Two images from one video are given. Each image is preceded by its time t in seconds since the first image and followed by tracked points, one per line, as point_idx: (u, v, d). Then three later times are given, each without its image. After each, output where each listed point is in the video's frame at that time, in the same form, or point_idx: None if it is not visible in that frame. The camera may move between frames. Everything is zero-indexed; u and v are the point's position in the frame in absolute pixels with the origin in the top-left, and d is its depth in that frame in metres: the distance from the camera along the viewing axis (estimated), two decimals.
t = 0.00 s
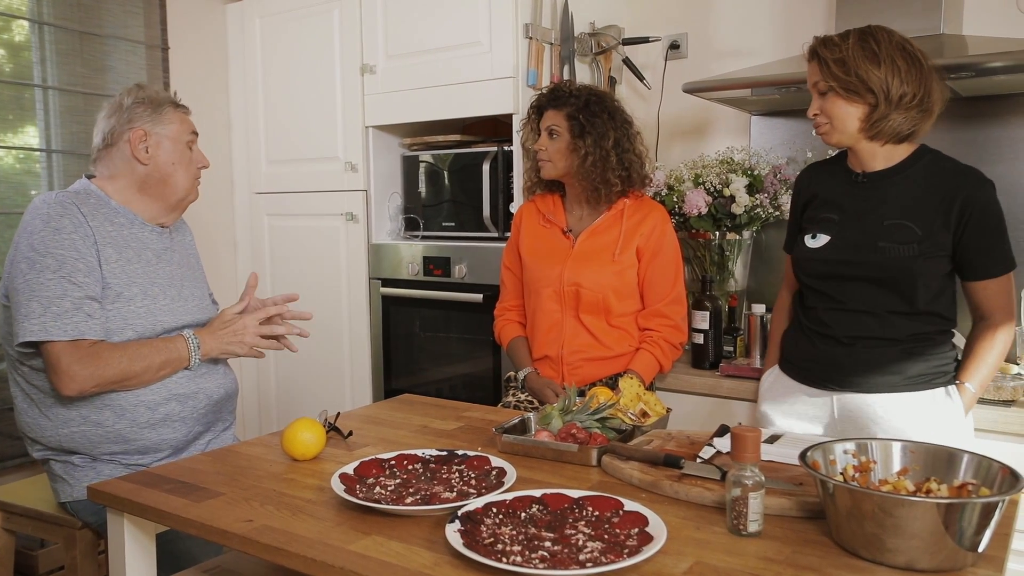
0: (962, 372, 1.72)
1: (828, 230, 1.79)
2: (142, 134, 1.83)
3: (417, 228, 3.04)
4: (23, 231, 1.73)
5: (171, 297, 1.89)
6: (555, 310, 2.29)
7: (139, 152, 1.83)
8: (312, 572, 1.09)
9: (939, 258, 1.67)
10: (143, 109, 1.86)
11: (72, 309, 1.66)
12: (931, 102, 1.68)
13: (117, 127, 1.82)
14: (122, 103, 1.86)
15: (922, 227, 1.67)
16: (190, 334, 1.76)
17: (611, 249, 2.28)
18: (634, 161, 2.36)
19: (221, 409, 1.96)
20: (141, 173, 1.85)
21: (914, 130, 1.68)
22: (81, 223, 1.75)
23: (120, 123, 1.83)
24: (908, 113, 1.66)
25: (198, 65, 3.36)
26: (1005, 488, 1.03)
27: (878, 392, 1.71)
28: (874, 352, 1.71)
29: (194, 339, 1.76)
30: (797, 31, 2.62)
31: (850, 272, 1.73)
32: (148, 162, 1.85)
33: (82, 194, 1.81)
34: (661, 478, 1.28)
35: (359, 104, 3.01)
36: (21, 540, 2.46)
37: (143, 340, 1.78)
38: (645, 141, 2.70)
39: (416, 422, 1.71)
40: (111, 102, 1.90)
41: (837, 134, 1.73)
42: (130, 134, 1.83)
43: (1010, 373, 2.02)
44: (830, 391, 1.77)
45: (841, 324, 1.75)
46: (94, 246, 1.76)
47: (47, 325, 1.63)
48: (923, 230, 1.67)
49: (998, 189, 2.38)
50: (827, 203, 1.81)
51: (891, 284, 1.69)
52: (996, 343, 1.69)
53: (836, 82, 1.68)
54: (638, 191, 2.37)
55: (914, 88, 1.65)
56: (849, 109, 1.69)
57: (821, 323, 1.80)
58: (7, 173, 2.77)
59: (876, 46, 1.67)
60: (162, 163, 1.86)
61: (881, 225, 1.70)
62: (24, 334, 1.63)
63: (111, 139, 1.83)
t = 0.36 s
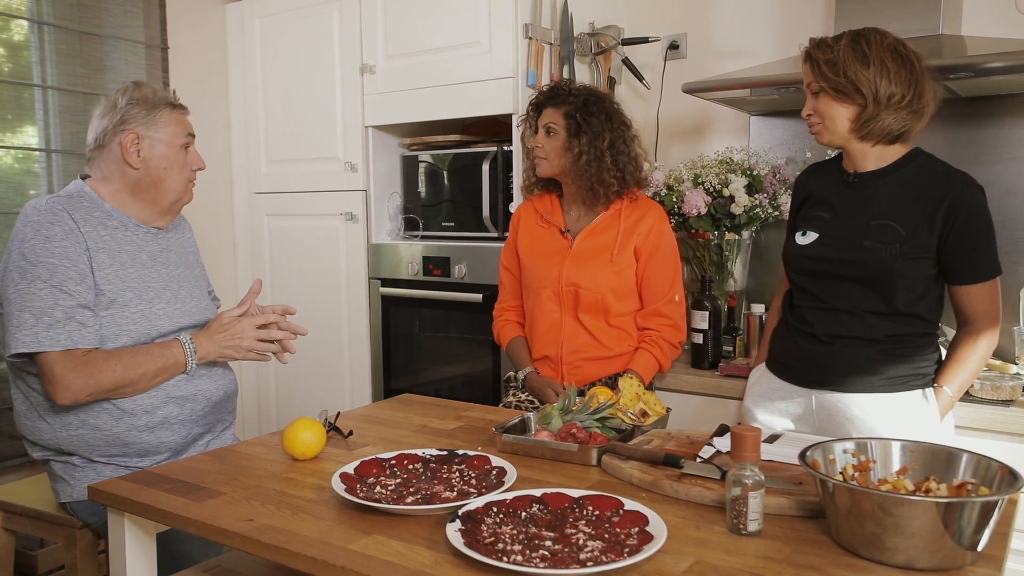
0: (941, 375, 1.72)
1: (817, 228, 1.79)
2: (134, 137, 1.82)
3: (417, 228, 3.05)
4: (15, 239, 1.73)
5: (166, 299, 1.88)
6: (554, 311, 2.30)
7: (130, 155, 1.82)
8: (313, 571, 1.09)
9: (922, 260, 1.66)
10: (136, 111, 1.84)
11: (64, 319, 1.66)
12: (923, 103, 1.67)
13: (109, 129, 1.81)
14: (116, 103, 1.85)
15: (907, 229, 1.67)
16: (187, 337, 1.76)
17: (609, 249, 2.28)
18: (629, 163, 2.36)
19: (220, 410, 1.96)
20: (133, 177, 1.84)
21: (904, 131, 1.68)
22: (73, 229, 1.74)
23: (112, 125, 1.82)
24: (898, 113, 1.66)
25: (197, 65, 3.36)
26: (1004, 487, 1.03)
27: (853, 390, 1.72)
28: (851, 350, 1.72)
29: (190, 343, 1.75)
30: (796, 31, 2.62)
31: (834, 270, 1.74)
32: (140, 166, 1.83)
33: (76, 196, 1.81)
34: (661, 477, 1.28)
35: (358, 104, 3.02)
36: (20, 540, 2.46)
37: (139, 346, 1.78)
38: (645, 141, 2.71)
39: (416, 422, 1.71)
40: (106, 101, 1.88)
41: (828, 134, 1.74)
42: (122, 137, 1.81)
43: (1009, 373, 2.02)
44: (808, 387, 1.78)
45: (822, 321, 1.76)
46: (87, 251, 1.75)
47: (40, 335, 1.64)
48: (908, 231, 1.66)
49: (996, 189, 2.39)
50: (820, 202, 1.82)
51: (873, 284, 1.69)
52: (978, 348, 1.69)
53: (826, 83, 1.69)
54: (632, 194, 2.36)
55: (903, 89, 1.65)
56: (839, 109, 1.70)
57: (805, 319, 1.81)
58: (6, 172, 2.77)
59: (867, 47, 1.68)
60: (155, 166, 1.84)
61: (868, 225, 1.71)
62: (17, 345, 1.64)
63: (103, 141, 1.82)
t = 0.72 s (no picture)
0: (974, 364, 1.77)
1: (829, 232, 1.78)
2: (131, 135, 1.80)
3: (415, 228, 3.04)
4: (10, 243, 1.72)
5: (163, 301, 1.88)
6: (553, 310, 2.29)
7: (127, 154, 1.80)
8: (310, 571, 1.09)
9: (943, 250, 1.68)
10: (134, 109, 1.81)
11: (60, 324, 1.66)
12: (918, 106, 1.69)
13: (105, 127, 1.78)
14: (113, 101, 1.82)
15: (924, 222, 1.68)
16: (185, 338, 1.75)
17: (607, 248, 2.27)
18: (629, 160, 2.36)
19: (218, 410, 1.96)
20: (130, 176, 1.82)
21: (901, 131, 1.69)
22: (67, 233, 1.73)
23: (109, 123, 1.79)
24: (895, 114, 1.67)
25: (195, 64, 3.35)
26: (1003, 486, 1.03)
27: (897, 387, 1.71)
28: (891, 349, 1.70)
29: (188, 344, 1.75)
30: (794, 30, 2.62)
31: (857, 271, 1.73)
32: (137, 165, 1.81)
33: (71, 197, 1.80)
34: (660, 477, 1.28)
35: (357, 103, 3.01)
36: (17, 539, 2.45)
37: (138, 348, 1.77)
38: (643, 141, 2.71)
39: (414, 421, 1.71)
40: (104, 97, 1.86)
41: (822, 132, 1.73)
42: (119, 135, 1.79)
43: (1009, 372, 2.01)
44: (847, 391, 1.75)
45: (853, 323, 1.74)
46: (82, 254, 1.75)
47: (36, 341, 1.63)
48: (926, 224, 1.68)
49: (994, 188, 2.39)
50: (824, 207, 1.82)
51: (900, 279, 1.69)
52: (1001, 333, 1.74)
53: (826, 79, 1.70)
54: (633, 190, 2.36)
55: (901, 90, 1.67)
56: (836, 106, 1.70)
57: (830, 325, 1.78)
58: (4, 171, 2.77)
59: (867, 47, 1.69)
60: (152, 166, 1.82)
61: (884, 222, 1.71)
62: (13, 352, 1.63)
63: (100, 138, 1.80)
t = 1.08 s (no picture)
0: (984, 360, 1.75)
1: (832, 231, 1.79)
2: (129, 139, 1.80)
3: (415, 228, 3.04)
4: (12, 243, 1.72)
5: (165, 304, 1.88)
6: (553, 309, 2.29)
7: (126, 157, 1.80)
8: (311, 572, 1.09)
9: (947, 238, 1.69)
10: (131, 111, 1.81)
11: (61, 325, 1.66)
12: (907, 107, 1.72)
13: (104, 131, 1.78)
14: (110, 103, 1.82)
15: (926, 211, 1.69)
16: (190, 342, 1.74)
17: (608, 246, 2.28)
18: (631, 159, 2.36)
19: (218, 411, 1.96)
20: (131, 179, 1.83)
21: (889, 131, 1.71)
22: (69, 234, 1.73)
23: (107, 126, 1.79)
24: (882, 113, 1.70)
25: (195, 64, 3.35)
26: (1004, 486, 1.03)
27: (916, 381, 1.70)
28: (906, 344, 1.71)
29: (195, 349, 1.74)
30: (794, 31, 2.62)
31: (863, 268, 1.74)
32: (136, 167, 1.81)
33: (73, 197, 1.80)
34: (660, 477, 1.28)
35: (357, 103, 3.01)
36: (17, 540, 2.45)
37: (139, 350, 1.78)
38: (643, 141, 2.71)
39: (414, 421, 1.71)
40: (101, 100, 1.86)
41: (811, 128, 1.76)
42: (117, 139, 1.79)
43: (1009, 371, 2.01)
44: (865, 388, 1.75)
45: (865, 320, 1.74)
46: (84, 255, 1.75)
47: (37, 342, 1.63)
48: (927, 213, 1.69)
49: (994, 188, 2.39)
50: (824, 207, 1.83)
51: (907, 272, 1.70)
52: (1002, 322, 1.72)
53: (816, 75, 1.73)
54: (634, 189, 2.36)
55: (890, 90, 1.70)
56: (826, 102, 1.73)
57: (841, 325, 1.79)
58: (3, 172, 2.77)
59: (858, 46, 1.72)
60: (151, 168, 1.82)
61: (886, 216, 1.72)
62: (14, 353, 1.63)
63: (99, 143, 1.80)
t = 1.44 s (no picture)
0: (926, 368, 1.69)
1: (796, 228, 1.81)
2: (127, 141, 1.78)
3: (414, 228, 3.04)
4: (15, 246, 1.71)
5: (173, 305, 1.89)
6: (554, 310, 2.29)
7: (126, 159, 1.79)
8: (310, 572, 1.08)
9: (893, 242, 1.65)
10: (129, 112, 1.80)
11: (71, 325, 1.66)
12: (881, 111, 1.70)
13: (101, 134, 1.77)
14: (107, 104, 1.80)
15: (873, 214, 1.66)
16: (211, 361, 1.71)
17: (608, 247, 2.28)
18: (630, 157, 2.36)
19: (217, 410, 1.95)
20: (131, 181, 1.82)
21: (859, 134, 1.69)
22: (73, 235, 1.73)
23: (105, 129, 1.78)
24: (853, 115, 1.68)
25: (194, 64, 3.34)
26: (1004, 486, 1.03)
27: (845, 386, 1.71)
28: (841, 346, 1.71)
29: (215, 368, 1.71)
30: (794, 30, 2.62)
31: (810, 266, 1.75)
32: (136, 169, 1.80)
33: (74, 198, 1.79)
34: (660, 477, 1.28)
35: (356, 102, 3.01)
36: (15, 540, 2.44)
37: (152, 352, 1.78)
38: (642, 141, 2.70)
39: (414, 421, 1.71)
40: (98, 100, 1.84)
41: (786, 128, 1.77)
42: (115, 141, 1.78)
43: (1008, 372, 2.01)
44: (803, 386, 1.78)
45: (809, 318, 1.77)
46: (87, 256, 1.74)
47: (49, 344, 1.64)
48: (874, 216, 1.66)
49: (994, 188, 2.39)
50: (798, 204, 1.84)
51: (847, 274, 1.69)
52: (954, 331, 1.64)
53: (790, 76, 1.73)
54: (632, 188, 2.36)
55: (862, 93, 1.68)
56: (798, 103, 1.73)
57: (794, 321, 1.81)
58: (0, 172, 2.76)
59: (835, 48, 1.70)
60: (151, 169, 1.81)
61: (838, 215, 1.72)
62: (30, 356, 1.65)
63: (98, 146, 1.79)
